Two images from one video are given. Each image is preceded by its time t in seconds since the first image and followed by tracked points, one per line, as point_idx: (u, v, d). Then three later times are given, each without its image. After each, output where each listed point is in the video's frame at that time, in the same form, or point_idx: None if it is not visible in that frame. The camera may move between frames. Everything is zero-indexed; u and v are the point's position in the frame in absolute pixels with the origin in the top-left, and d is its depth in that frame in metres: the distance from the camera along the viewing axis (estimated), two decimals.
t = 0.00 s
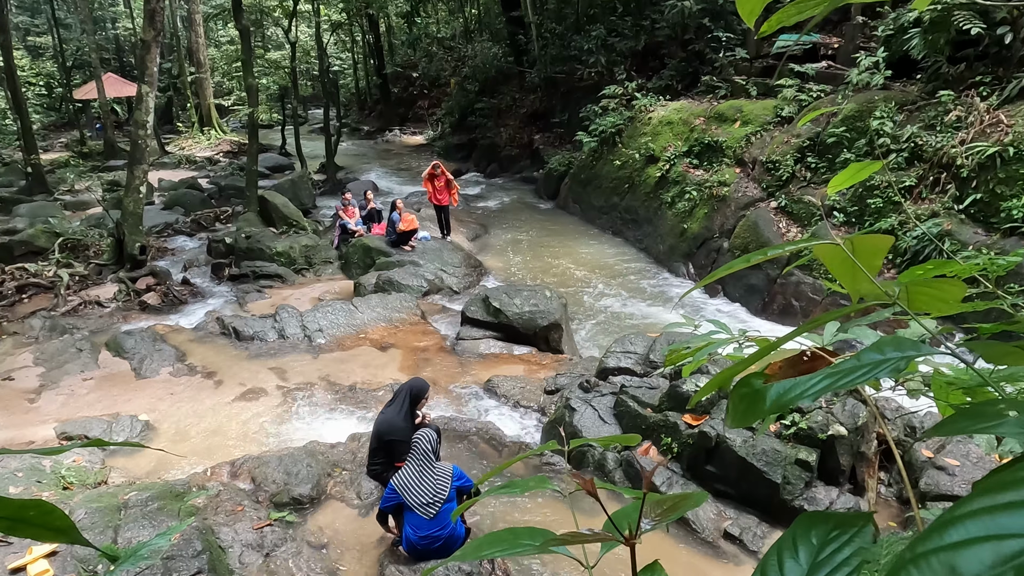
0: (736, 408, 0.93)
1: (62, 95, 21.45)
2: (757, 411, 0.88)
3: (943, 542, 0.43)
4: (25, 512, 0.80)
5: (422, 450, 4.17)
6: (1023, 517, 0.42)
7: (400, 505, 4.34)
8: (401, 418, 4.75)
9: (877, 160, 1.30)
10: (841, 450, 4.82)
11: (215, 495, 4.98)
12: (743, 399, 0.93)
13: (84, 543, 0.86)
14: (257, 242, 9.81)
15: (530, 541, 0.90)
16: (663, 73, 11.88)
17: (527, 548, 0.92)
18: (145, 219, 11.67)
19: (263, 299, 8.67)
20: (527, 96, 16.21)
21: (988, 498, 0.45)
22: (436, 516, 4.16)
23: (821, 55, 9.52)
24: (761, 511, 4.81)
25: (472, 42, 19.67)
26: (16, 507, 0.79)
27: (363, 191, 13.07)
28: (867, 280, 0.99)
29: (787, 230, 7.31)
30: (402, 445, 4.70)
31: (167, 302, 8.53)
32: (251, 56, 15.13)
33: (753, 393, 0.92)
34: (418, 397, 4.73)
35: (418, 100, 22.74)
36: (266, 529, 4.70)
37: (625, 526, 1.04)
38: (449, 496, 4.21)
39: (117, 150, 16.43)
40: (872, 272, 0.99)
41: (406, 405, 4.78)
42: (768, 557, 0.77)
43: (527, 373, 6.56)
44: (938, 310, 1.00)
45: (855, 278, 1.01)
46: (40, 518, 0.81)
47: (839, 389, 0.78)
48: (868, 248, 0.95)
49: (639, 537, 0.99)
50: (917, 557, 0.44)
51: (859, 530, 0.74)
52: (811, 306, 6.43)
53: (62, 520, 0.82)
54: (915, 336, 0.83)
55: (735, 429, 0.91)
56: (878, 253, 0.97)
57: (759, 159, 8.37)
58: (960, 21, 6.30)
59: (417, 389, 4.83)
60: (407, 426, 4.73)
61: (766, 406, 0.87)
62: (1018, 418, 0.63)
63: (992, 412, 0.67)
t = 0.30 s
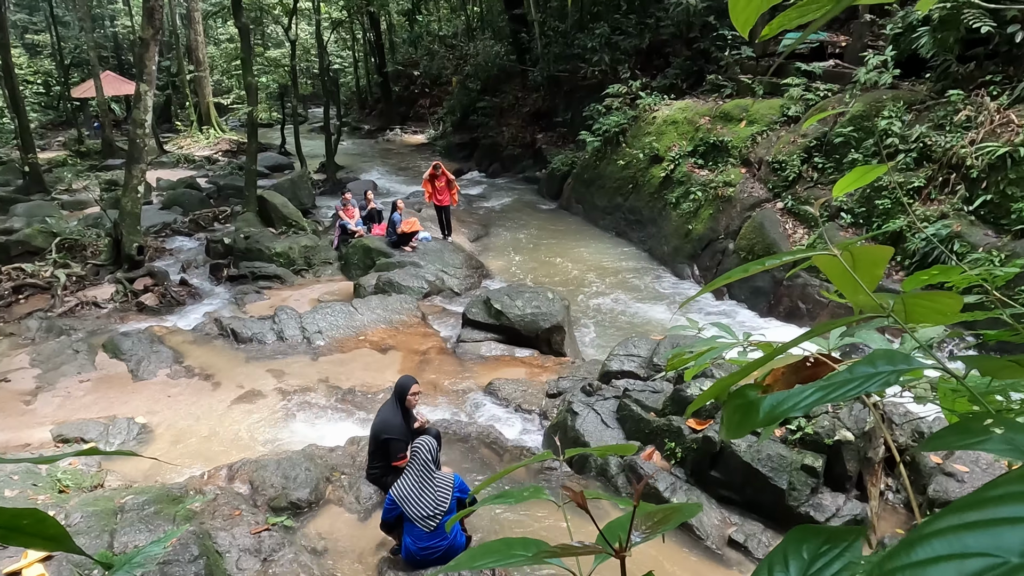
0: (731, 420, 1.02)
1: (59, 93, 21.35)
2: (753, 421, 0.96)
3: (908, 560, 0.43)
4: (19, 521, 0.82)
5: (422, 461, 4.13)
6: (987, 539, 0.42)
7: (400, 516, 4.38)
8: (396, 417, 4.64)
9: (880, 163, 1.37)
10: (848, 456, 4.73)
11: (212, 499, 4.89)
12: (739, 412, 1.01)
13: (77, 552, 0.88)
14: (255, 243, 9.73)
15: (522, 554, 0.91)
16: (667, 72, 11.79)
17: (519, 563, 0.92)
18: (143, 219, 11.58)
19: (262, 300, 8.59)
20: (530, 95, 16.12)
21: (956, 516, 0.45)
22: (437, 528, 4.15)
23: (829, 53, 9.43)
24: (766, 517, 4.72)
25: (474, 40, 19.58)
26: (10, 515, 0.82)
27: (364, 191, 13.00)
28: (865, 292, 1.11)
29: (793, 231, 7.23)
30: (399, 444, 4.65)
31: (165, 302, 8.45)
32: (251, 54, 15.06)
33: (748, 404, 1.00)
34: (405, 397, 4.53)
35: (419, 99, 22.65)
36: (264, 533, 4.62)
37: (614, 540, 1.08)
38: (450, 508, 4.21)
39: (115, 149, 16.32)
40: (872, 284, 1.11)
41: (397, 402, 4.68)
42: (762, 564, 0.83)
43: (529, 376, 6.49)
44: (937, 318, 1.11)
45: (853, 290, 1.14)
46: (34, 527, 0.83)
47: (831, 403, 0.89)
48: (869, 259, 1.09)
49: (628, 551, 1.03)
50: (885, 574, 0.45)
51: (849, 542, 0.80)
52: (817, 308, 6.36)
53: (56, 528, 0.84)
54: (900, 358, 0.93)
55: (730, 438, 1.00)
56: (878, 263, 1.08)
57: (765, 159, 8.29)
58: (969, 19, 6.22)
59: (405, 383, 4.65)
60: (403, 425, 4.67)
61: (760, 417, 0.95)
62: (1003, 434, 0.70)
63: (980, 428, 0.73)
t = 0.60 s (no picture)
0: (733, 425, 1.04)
1: (58, 91, 21.30)
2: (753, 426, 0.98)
3: (899, 566, 0.47)
4: (12, 523, 0.86)
5: (423, 470, 4.07)
6: (975, 544, 0.46)
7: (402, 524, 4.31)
8: (385, 416, 4.90)
9: (885, 166, 1.38)
10: (857, 461, 4.61)
11: (211, 501, 4.81)
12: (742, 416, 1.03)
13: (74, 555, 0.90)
14: (256, 243, 9.67)
15: (517, 558, 0.93)
16: (673, 70, 11.69)
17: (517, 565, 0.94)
18: (142, 218, 11.51)
19: (262, 301, 8.52)
20: (534, 93, 16.04)
21: (948, 522, 0.49)
22: (440, 538, 4.12)
23: (838, 51, 9.34)
24: (773, 522, 4.64)
25: (477, 37, 19.48)
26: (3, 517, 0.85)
27: (366, 191, 12.92)
28: (862, 293, 1.18)
29: (801, 232, 7.15)
30: (388, 440, 4.86)
31: (164, 302, 8.38)
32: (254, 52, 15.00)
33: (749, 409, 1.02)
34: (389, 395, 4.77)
35: (422, 97, 22.55)
36: (263, 536, 4.53)
37: (611, 544, 1.12)
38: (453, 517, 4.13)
39: (114, 147, 16.25)
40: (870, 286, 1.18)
41: (385, 401, 4.91)
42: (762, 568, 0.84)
43: (532, 378, 6.40)
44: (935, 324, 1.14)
45: (852, 293, 1.19)
46: (28, 530, 0.87)
47: (828, 406, 0.88)
48: (866, 259, 1.15)
49: (623, 556, 1.05)
50: None
51: (848, 547, 0.80)
52: (826, 311, 6.27)
53: (49, 531, 0.87)
54: (901, 356, 0.90)
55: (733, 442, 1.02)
56: (877, 263, 1.14)
57: (773, 158, 8.21)
58: (981, 17, 6.14)
59: (388, 383, 4.88)
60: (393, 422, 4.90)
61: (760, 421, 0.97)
62: (1001, 441, 0.70)
63: (979, 433, 0.73)
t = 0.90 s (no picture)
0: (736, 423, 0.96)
1: (60, 89, 21.29)
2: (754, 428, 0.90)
3: None
4: (10, 524, 0.80)
5: (429, 475, 4.10)
6: (991, 552, 0.39)
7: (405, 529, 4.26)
8: (376, 416, 4.83)
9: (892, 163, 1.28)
10: (868, 466, 4.51)
11: (211, 504, 4.74)
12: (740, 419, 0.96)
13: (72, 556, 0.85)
14: (257, 242, 9.61)
15: (519, 562, 0.83)
16: (681, 68, 11.61)
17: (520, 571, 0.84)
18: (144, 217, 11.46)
19: (263, 301, 8.45)
20: (540, 92, 15.96)
21: (961, 529, 0.42)
22: (444, 544, 4.01)
23: (849, 49, 9.25)
24: (781, 528, 4.55)
25: (483, 35, 19.41)
26: None
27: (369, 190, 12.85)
28: (872, 296, 1.09)
29: (811, 233, 7.07)
30: (376, 438, 4.77)
31: (165, 302, 8.31)
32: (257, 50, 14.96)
33: (752, 410, 0.94)
34: (381, 395, 4.71)
35: (426, 95, 22.49)
36: (264, 540, 4.46)
37: (616, 550, 1.00)
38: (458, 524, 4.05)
39: (115, 145, 16.21)
40: (880, 287, 1.08)
41: (375, 399, 4.83)
42: None
43: (537, 381, 6.32)
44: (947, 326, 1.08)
45: (860, 293, 1.10)
46: (25, 531, 0.81)
47: (835, 410, 0.80)
48: (875, 261, 1.05)
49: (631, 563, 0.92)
50: None
51: (857, 555, 0.75)
52: (836, 313, 6.19)
53: (47, 531, 0.81)
54: (912, 358, 0.84)
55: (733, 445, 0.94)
56: (885, 266, 1.05)
57: (783, 157, 8.12)
58: (996, 14, 6.04)
59: (379, 382, 4.79)
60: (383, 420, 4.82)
61: (763, 424, 0.89)
62: (1016, 445, 0.64)
63: (991, 436, 0.66)
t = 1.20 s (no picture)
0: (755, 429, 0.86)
1: (62, 87, 21.28)
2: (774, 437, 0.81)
3: None
4: (17, 527, 0.73)
5: (434, 482, 3.99)
6: None
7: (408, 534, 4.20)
8: (377, 417, 4.77)
9: (913, 166, 1.17)
10: (880, 474, 4.42)
11: (212, 508, 4.67)
12: (757, 428, 0.86)
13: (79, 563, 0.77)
14: (260, 243, 9.55)
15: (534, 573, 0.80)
16: (690, 67, 11.52)
17: None
18: (147, 217, 11.43)
19: (265, 302, 8.39)
20: (546, 91, 15.88)
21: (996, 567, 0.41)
22: (448, 551, 3.99)
23: (861, 48, 9.15)
24: (792, 536, 4.46)
25: (489, 34, 19.33)
26: (6, 520, 0.72)
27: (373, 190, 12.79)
28: (896, 303, 0.95)
29: (822, 234, 6.98)
30: (379, 438, 4.68)
31: (167, 303, 8.26)
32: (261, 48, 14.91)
33: (771, 419, 0.85)
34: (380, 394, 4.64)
35: (431, 94, 22.42)
36: (265, 544, 4.39)
37: (632, 559, 0.93)
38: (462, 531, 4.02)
39: (118, 145, 16.18)
40: (907, 295, 0.96)
41: (375, 401, 4.75)
42: None
43: (542, 384, 6.23)
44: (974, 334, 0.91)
45: (885, 302, 0.96)
46: (33, 535, 0.73)
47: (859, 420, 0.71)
48: (899, 265, 0.93)
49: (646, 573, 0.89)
50: None
51: (882, 570, 0.67)
52: (847, 317, 6.11)
53: (55, 536, 0.73)
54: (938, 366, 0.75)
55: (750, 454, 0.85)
56: (913, 270, 0.91)
57: (793, 158, 8.03)
58: (1012, 12, 5.94)
59: (377, 384, 4.72)
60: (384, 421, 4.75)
61: (783, 433, 0.80)
62: None
63: None
